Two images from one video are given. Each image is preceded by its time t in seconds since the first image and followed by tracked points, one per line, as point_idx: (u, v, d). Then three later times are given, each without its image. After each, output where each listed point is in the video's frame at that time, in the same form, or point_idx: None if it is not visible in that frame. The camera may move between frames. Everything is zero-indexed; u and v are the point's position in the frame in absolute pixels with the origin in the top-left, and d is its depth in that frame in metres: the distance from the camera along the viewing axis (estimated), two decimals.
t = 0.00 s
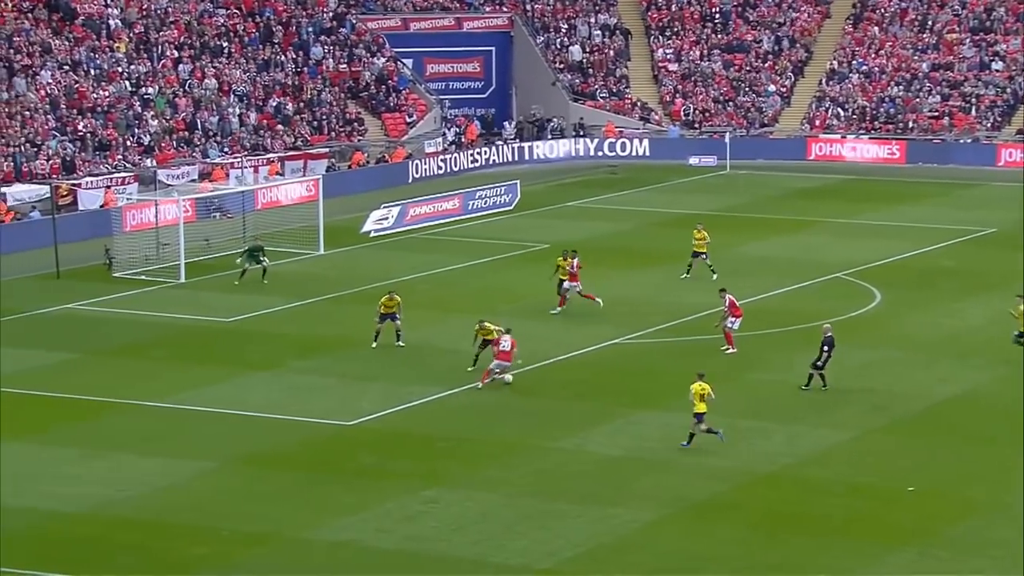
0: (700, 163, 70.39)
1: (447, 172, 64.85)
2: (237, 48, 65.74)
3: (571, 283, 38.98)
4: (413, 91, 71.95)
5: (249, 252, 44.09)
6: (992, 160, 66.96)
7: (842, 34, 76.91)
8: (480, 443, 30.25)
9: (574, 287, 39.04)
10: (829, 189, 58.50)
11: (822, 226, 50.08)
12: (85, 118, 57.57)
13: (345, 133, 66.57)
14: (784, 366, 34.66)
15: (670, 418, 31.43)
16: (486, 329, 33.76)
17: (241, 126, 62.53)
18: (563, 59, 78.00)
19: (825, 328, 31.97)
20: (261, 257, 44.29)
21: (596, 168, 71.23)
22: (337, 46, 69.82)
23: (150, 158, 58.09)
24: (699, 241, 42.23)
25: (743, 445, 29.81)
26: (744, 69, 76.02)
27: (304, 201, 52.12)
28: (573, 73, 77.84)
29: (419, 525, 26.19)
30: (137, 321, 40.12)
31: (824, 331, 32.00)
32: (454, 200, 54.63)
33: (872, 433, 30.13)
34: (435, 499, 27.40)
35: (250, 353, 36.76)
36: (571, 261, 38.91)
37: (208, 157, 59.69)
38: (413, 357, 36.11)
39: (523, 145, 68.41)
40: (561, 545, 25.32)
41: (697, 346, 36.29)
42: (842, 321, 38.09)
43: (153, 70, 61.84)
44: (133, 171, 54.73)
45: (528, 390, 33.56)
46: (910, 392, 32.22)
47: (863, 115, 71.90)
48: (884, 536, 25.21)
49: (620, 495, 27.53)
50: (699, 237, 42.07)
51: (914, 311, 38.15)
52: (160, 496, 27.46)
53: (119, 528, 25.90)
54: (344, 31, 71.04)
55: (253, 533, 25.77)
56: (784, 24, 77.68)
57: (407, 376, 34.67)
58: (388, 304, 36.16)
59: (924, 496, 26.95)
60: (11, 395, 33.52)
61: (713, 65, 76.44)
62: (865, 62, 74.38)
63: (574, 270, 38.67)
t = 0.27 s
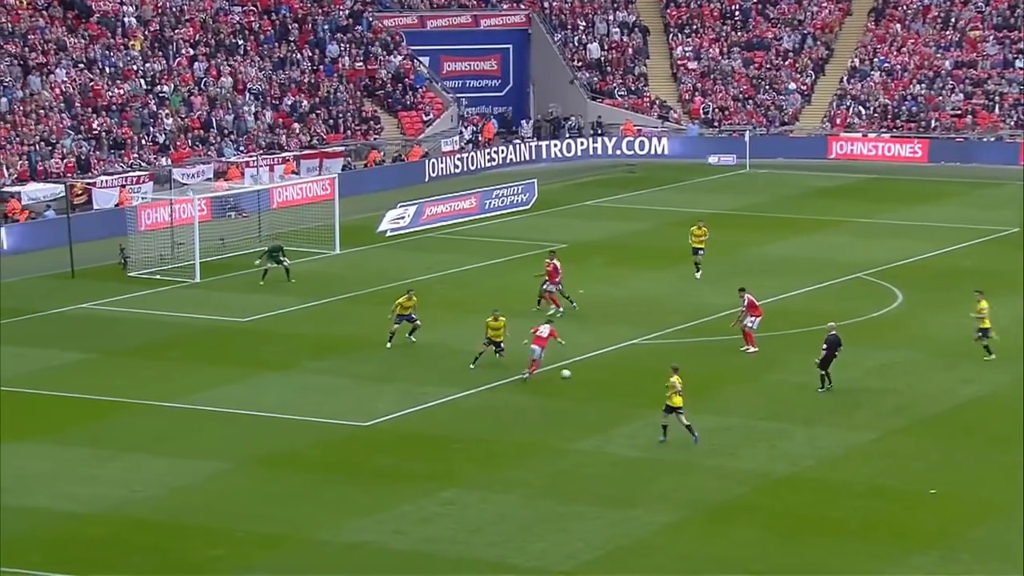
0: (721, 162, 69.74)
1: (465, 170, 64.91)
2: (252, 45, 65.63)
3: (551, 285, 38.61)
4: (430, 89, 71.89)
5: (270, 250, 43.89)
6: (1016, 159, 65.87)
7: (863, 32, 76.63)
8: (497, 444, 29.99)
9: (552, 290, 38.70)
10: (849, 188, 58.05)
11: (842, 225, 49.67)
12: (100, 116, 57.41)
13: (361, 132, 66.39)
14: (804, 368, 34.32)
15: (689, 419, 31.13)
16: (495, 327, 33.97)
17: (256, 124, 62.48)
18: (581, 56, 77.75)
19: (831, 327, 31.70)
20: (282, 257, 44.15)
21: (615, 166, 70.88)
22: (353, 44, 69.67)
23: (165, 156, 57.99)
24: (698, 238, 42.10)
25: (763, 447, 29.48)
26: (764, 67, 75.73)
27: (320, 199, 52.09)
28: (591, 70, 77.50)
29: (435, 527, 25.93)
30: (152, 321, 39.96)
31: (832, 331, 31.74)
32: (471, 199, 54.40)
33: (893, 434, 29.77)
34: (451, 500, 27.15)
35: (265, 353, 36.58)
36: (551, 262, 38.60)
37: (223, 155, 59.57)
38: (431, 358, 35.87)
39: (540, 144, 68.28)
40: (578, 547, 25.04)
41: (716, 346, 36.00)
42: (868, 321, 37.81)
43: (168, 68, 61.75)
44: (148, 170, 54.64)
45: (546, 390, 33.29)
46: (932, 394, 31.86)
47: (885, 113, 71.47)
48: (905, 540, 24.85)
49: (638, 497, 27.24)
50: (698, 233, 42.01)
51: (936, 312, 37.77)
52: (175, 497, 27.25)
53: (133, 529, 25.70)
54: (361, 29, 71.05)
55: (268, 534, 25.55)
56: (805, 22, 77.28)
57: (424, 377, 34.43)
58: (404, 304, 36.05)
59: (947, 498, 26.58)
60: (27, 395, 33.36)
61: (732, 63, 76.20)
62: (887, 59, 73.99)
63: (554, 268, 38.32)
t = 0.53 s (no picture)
0: (733, 161, 69.43)
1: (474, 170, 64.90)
2: (260, 44, 65.44)
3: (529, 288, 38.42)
4: (439, 88, 71.73)
5: (283, 246, 43.69)
6: None
7: (877, 30, 76.24)
8: (507, 445, 29.70)
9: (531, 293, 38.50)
10: (862, 188, 57.70)
11: (855, 225, 49.33)
12: (107, 115, 57.23)
13: (370, 131, 66.19)
14: (818, 370, 33.98)
15: (701, 421, 30.83)
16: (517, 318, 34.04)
17: (264, 123, 62.31)
18: (592, 55, 77.63)
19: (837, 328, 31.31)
20: (296, 253, 44.03)
21: (626, 165, 70.46)
22: (362, 42, 69.46)
23: (173, 156, 57.83)
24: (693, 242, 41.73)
25: (776, 448, 29.16)
26: (777, 65, 75.47)
27: (328, 199, 51.94)
28: (602, 69, 77.36)
29: (444, 529, 25.65)
30: (159, 322, 39.73)
31: (837, 331, 31.26)
32: (481, 199, 54.14)
33: (908, 437, 29.44)
34: (460, 502, 26.86)
35: (273, 354, 36.34)
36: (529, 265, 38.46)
37: (231, 155, 59.43)
38: (440, 359, 35.60)
39: (549, 142, 68.12)
40: (589, 549, 24.73)
41: (727, 347, 35.69)
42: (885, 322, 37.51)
43: (175, 67, 61.58)
44: (155, 170, 54.48)
45: (556, 391, 33.00)
46: (947, 395, 31.51)
47: (899, 112, 71.09)
48: (920, 543, 24.50)
49: (650, 499, 26.93)
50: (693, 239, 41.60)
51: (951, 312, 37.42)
52: (181, 498, 26.99)
53: (139, 531, 25.46)
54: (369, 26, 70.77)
55: (275, 536, 25.29)
56: (818, 19, 77.01)
57: (433, 378, 34.15)
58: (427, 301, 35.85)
59: (962, 500, 26.23)
60: (34, 396, 33.14)
61: (745, 62, 75.82)
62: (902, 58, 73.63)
63: (531, 272, 38.18)
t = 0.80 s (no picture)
0: (744, 159, 69.24)
1: (483, 168, 64.61)
2: (268, 41, 65.22)
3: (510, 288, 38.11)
4: (448, 86, 71.46)
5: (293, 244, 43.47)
6: None
7: (891, 28, 75.80)
8: (516, 447, 29.40)
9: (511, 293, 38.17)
10: (875, 187, 57.30)
11: (869, 225, 48.98)
12: (114, 113, 57.02)
13: (379, 129, 65.91)
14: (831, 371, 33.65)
15: (712, 422, 30.52)
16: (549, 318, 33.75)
17: (272, 120, 62.05)
18: (603, 52, 77.30)
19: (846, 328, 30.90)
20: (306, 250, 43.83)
21: (636, 164, 70.13)
22: (370, 39, 69.21)
23: (180, 154, 57.61)
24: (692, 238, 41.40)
25: (788, 450, 28.84)
26: (790, 63, 75.05)
27: (336, 198, 51.74)
28: (612, 67, 77.00)
29: (451, 532, 25.36)
30: (166, 322, 39.50)
31: (846, 331, 30.88)
32: (490, 198, 53.86)
33: (921, 439, 29.09)
34: (468, 505, 26.57)
35: (281, 354, 36.09)
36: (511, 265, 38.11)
37: (239, 153, 59.19)
38: (449, 360, 35.33)
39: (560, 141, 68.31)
40: (598, 552, 24.43)
41: (739, 348, 35.38)
42: (898, 327, 37.33)
43: (182, 65, 61.34)
44: (162, 168, 54.25)
45: (566, 393, 32.71)
46: (961, 397, 31.16)
47: (913, 110, 70.69)
48: (933, 547, 24.17)
49: (660, 502, 26.63)
50: (691, 235, 41.18)
51: (966, 313, 37.06)
52: (187, 500, 26.74)
53: (144, 533, 25.20)
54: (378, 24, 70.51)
55: (281, 538, 25.02)
56: (832, 15, 76.63)
57: (442, 379, 33.87)
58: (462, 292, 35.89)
59: (976, 503, 25.89)
60: (40, 397, 32.90)
61: (757, 59, 75.43)
62: (916, 55, 73.18)
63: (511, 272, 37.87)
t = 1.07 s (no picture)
0: (756, 159, 68.88)
1: (491, 168, 64.32)
2: (273, 39, 64.95)
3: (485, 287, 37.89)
4: (456, 84, 71.16)
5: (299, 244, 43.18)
6: None
7: (904, 27, 75.37)
8: (525, 450, 29.01)
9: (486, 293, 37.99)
10: (888, 187, 56.89)
11: (882, 225, 48.57)
12: (118, 113, 56.74)
13: (385, 128, 65.65)
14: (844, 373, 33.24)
15: (723, 425, 30.13)
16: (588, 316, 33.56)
17: (278, 119, 61.77)
18: (613, 51, 76.91)
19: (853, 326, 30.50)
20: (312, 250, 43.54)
21: (646, 163, 69.76)
22: (377, 37, 68.94)
23: (185, 154, 57.34)
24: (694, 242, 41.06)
25: (800, 453, 28.44)
26: (802, 61, 74.62)
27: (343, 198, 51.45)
28: (623, 66, 76.57)
29: (458, 536, 24.99)
30: (171, 323, 39.18)
31: (855, 333, 30.42)
32: (499, 198, 53.51)
33: (936, 442, 28.67)
34: (475, 508, 26.19)
35: (287, 356, 35.74)
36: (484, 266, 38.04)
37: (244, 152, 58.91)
38: (458, 361, 34.95)
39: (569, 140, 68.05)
40: (608, 556, 24.05)
41: (751, 349, 34.98)
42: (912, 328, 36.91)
43: (187, 64, 61.05)
44: (167, 168, 53.97)
45: (575, 394, 32.33)
46: (976, 399, 30.74)
47: (927, 109, 70.32)
48: (949, 551, 23.76)
49: (671, 505, 26.23)
50: (693, 236, 40.77)
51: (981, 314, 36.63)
52: (191, 503, 26.39)
53: (147, 537, 24.86)
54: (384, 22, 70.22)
55: (286, 541, 24.66)
56: (844, 13, 76.21)
57: (450, 381, 33.50)
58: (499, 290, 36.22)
59: (992, 507, 25.47)
60: (43, 399, 32.57)
61: (769, 58, 75.03)
62: (930, 53, 72.76)
63: (487, 271, 37.70)
